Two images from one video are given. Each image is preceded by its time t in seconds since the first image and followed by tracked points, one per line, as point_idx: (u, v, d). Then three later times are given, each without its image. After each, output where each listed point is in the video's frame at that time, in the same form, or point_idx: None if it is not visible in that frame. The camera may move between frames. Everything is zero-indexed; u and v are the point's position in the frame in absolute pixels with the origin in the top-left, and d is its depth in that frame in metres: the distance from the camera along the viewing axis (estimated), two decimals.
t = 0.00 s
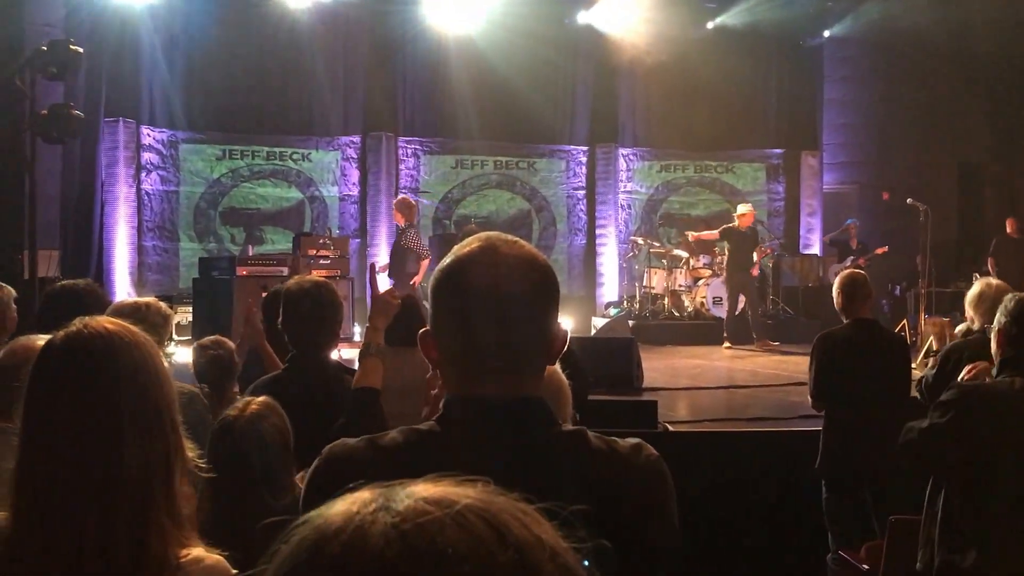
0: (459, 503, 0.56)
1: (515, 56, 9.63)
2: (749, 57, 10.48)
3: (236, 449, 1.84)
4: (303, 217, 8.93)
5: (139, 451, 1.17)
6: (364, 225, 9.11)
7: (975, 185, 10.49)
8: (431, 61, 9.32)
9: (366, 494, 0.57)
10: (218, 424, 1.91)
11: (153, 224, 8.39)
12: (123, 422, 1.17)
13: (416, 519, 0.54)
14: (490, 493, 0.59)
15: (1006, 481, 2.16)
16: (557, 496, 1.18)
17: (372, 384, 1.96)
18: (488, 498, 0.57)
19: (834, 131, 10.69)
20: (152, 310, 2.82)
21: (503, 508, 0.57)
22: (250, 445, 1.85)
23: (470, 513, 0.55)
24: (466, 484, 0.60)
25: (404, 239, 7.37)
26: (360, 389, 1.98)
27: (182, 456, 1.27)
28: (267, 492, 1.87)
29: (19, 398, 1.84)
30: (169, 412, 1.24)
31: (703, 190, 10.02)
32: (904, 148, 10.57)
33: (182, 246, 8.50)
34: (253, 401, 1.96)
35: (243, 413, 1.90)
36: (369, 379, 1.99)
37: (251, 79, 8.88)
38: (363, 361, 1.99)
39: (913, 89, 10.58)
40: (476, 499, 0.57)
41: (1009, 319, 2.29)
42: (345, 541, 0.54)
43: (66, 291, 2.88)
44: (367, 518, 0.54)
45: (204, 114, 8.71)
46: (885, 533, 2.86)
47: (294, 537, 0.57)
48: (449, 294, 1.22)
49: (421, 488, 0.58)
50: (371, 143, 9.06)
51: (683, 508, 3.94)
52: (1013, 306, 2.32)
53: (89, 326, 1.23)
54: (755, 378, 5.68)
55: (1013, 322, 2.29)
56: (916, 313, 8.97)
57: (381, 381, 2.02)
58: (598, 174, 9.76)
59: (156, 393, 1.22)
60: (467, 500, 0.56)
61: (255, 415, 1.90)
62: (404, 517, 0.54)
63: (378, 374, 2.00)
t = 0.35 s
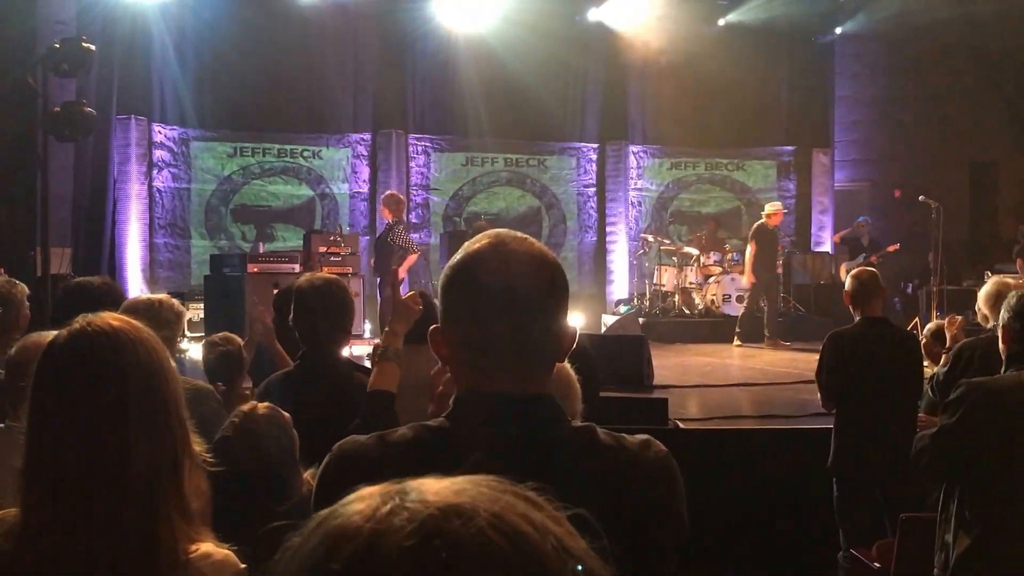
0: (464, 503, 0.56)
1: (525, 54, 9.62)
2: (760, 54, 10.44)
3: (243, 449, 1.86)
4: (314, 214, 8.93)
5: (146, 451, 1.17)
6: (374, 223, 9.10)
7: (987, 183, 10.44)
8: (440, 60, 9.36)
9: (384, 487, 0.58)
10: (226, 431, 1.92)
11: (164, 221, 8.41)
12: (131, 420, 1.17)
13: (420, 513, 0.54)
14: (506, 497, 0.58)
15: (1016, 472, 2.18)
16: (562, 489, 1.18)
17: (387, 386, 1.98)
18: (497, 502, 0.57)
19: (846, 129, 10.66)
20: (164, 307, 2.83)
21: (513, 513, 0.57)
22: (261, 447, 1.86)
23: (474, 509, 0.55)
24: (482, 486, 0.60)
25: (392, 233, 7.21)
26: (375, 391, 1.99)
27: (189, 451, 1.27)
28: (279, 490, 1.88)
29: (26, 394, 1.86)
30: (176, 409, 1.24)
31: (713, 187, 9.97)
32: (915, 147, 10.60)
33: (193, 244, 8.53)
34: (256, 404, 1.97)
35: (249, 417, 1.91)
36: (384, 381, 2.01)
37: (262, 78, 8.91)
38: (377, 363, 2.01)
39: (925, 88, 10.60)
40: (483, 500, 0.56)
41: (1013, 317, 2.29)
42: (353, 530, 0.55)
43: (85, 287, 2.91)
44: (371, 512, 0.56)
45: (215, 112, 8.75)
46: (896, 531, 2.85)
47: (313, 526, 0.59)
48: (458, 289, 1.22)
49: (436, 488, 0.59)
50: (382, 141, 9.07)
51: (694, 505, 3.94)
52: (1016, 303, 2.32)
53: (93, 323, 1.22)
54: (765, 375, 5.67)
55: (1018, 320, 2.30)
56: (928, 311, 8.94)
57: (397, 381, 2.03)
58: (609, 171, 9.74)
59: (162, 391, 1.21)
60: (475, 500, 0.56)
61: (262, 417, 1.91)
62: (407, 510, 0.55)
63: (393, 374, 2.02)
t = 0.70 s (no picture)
0: (425, 509, 0.54)
1: (536, 52, 9.63)
2: (770, 52, 10.42)
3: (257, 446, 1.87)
4: (325, 212, 8.92)
5: (158, 446, 1.18)
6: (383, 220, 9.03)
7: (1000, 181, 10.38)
8: (451, 58, 9.37)
9: (386, 491, 0.56)
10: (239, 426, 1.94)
11: (176, 219, 8.45)
12: (145, 414, 1.18)
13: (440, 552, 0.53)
14: (511, 499, 0.57)
15: None
16: (577, 486, 1.18)
17: (396, 379, 2.00)
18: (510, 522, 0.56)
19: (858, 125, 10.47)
20: (178, 303, 2.84)
21: (520, 523, 0.56)
22: (270, 442, 1.87)
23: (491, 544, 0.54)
24: (479, 477, 0.58)
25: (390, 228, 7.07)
26: (384, 384, 2.00)
27: (202, 447, 1.29)
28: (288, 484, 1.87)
29: (40, 387, 1.87)
30: (189, 404, 1.25)
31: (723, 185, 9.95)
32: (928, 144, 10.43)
33: (204, 241, 8.55)
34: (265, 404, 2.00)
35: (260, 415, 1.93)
36: (393, 373, 2.02)
37: (273, 76, 8.94)
38: (386, 355, 2.02)
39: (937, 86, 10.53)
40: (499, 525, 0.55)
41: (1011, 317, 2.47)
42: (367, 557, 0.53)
43: (101, 285, 2.94)
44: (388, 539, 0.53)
45: (226, 110, 8.78)
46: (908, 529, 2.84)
47: (309, 527, 0.56)
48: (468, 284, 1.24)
49: (435, 485, 0.56)
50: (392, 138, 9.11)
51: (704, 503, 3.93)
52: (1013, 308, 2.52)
53: (105, 319, 1.23)
54: (774, 374, 5.66)
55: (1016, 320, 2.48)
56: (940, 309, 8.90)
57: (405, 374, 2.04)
58: (619, 169, 9.77)
59: (173, 387, 1.23)
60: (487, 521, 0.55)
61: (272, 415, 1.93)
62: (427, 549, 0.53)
63: (401, 367, 2.03)
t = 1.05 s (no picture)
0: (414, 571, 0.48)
1: (547, 49, 9.63)
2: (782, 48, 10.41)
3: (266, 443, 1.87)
4: (335, 209, 8.96)
5: (170, 442, 1.18)
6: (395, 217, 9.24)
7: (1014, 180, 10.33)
8: (462, 55, 9.38)
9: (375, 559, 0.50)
10: (250, 421, 1.95)
11: (187, 216, 8.48)
12: (159, 410, 1.19)
13: None
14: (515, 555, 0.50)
15: None
16: (583, 481, 1.17)
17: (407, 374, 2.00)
18: None
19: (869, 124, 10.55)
20: (191, 301, 2.84)
21: None
22: (280, 437, 1.88)
23: None
24: (480, 525, 0.51)
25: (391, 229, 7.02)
26: (393, 379, 2.01)
27: (216, 441, 1.29)
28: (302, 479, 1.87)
29: (53, 383, 1.88)
30: (203, 400, 1.25)
31: (734, 183, 10.01)
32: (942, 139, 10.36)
33: (216, 239, 8.59)
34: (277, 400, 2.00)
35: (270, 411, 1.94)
36: (403, 368, 2.02)
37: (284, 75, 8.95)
38: (397, 351, 2.02)
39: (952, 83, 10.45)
40: None
41: None
42: None
43: (114, 282, 2.96)
44: None
45: (237, 108, 8.80)
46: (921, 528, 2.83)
47: None
48: (473, 284, 1.24)
49: (429, 543, 0.50)
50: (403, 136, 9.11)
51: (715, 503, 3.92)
52: None
53: (121, 315, 1.24)
54: (785, 372, 5.65)
55: None
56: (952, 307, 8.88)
57: (415, 369, 2.05)
58: (629, 167, 9.76)
59: (188, 383, 1.23)
60: None
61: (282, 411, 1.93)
62: None
63: (412, 363, 2.03)
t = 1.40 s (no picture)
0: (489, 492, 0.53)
1: (558, 46, 9.61)
2: (794, 45, 10.37)
3: (280, 437, 1.87)
4: (347, 206, 8.97)
5: (185, 435, 1.19)
6: (407, 215, 9.21)
7: None
8: (473, 53, 9.35)
9: (452, 475, 0.54)
10: (261, 413, 1.96)
11: (200, 214, 8.53)
12: (172, 402, 1.19)
13: (506, 548, 0.51)
14: (579, 496, 0.56)
15: None
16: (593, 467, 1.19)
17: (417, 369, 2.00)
18: (577, 519, 0.54)
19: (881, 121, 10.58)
20: (203, 298, 2.86)
21: (587, 517, 0.55)
22: (291, 431, 1.88)
23: (556, 542, 0.52)
24: (549, 476, 0.56)
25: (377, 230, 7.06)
26: (404, 374, 2.01)
27: (230, 435, 1.29)
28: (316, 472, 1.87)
29: (69, 378, 1.89)
30: (217, 393, 1.25)
31: (746, 181, 9.97)
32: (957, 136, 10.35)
33: (228, 236, 8.63)
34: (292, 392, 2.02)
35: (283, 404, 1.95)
36: (413, 364, 2.02)
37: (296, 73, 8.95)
38: (407, 347, 2.03)
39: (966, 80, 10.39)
40: (565, 522, 0.54)
41: None
42: (436, 537, 0.51)
43: (129, 279, 2.98)
44: (453, 527, 0.51)
45: (248, 106, 8.81)
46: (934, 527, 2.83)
47: (374, 505, 0.55)
48: (484, 282, 1.24)
49: (505, 479, 0.55)
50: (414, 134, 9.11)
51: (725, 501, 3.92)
52: None
53: (138, 310, 1.25)
54: (796, 370, 5.64)
55: None
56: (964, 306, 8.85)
57: (425, 365, 2.05)
58: (640, 165, 9.76)
59: (205, 379, 1.23)
60: (551, 514, 0.53)
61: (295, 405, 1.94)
62: (495, 543, 0.51)
63: (422, 358, 2.04)
